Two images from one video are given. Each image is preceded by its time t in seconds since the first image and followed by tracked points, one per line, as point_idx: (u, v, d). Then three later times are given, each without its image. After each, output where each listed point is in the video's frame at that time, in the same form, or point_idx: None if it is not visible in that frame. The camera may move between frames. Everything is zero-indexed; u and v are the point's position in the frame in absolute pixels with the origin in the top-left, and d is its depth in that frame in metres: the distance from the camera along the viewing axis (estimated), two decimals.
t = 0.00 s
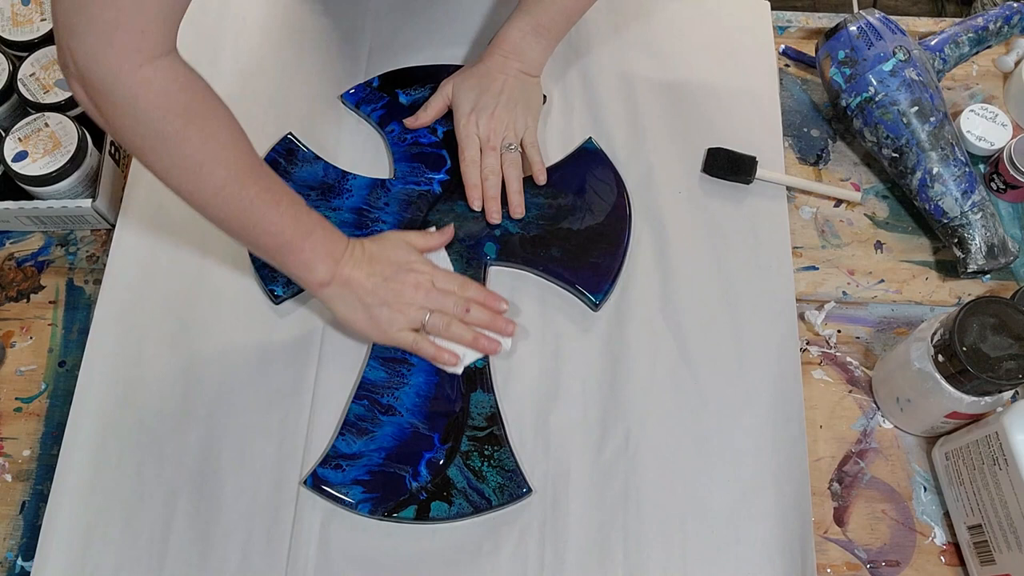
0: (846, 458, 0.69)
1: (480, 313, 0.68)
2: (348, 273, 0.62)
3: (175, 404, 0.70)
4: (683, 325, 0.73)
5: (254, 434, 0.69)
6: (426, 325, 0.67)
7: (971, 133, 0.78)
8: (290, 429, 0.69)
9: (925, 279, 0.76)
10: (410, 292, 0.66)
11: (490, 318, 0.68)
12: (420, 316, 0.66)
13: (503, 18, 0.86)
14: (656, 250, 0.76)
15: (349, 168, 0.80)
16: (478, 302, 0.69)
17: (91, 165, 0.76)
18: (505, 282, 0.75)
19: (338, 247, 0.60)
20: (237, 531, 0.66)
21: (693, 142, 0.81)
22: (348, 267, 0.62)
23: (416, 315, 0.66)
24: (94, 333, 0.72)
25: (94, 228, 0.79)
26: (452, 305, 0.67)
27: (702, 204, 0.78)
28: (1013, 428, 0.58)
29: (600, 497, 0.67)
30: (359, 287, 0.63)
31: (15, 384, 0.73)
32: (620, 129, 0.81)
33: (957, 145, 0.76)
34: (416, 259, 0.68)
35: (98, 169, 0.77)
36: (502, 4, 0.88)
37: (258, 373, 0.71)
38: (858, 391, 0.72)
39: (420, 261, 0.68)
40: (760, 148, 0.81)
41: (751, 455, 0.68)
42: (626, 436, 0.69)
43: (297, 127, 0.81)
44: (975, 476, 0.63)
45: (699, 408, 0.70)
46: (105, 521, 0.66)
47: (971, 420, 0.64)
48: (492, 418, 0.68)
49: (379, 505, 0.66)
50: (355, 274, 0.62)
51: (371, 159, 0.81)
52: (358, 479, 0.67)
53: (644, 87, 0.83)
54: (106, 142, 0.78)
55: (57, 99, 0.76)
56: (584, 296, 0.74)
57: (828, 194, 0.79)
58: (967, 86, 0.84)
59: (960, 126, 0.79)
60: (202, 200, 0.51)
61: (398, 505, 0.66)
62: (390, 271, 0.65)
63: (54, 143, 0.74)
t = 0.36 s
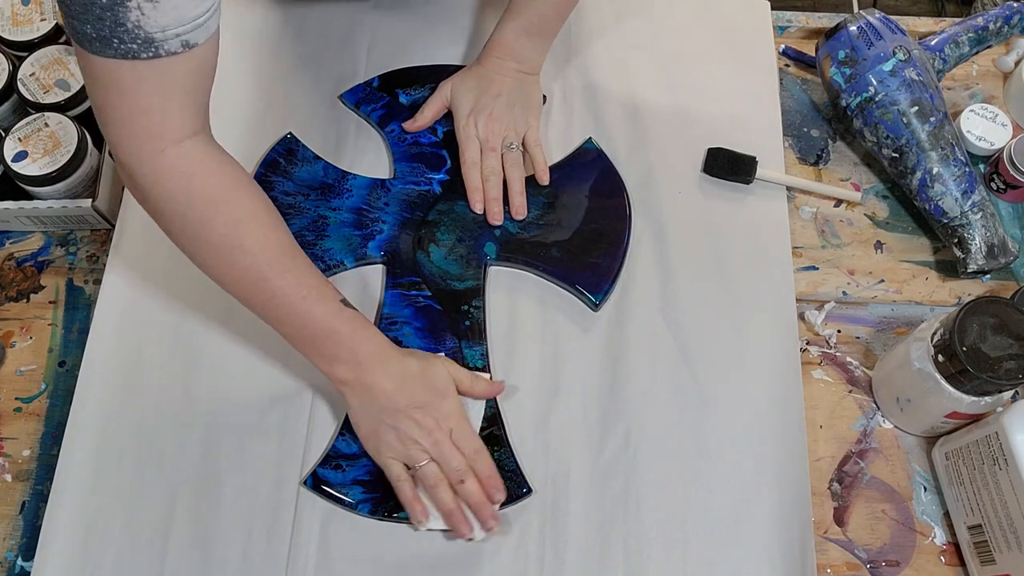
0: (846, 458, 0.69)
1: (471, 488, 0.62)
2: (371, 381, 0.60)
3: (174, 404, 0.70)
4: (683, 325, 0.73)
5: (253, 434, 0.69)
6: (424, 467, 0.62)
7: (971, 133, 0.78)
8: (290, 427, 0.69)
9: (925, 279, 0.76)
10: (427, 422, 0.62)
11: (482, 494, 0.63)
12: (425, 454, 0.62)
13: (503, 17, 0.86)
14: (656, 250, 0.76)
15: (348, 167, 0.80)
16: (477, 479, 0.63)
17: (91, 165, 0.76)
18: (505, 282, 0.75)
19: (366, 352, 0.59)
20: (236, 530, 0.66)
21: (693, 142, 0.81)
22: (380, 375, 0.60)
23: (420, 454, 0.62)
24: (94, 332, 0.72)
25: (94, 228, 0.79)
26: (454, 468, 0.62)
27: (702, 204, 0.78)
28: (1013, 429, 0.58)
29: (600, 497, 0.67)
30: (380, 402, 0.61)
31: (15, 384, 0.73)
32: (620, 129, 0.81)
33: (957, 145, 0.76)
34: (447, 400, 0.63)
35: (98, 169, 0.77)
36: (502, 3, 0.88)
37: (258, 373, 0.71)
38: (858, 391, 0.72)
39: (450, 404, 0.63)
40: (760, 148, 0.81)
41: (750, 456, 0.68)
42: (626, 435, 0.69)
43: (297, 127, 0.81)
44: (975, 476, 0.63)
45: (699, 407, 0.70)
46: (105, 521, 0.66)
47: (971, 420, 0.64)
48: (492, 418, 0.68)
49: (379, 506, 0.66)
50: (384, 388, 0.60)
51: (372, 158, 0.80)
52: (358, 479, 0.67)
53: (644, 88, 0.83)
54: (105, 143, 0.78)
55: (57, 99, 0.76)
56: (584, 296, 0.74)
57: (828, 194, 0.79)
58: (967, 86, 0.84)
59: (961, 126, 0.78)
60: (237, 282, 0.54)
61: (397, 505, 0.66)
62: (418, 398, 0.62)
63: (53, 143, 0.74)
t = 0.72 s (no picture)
0: (846, 458, 0.69)
1: (351, 521, 0.62)
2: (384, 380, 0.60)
3: (174, 404, 0.70)
4: (684, 324, 0.73)
5: (253, 434, 0.69)
6: (339, 473, 0.63)
7: (971, 133, 0.78)
8: (290, 426, 0.69)
9: (925, 279, 0.76)
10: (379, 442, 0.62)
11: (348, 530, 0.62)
12: (348, 463, 0.62)
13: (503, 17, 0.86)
14: (656, 250, 0.76)
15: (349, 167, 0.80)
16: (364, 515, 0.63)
17: (91, 165, 0.76)
18: (504, 282, 0.75)
19: (376, 349, 0.59)
20: (236, 531, 0.66)
21: (693, 142, 0.81)
22: (383, 380, 0.60)
23: (346, 460, 0.62)
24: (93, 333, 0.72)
25: (94, 228, 0.79)
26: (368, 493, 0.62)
27: (702, 204, 0.78)
28: (1013, 429, 0.58)
29: (600, 497, 0.67)
30: (357, 403, 0.61)
31: (15, 384, 0.73)
32: (620, 129, 0.81)
33: (957, 145, 0.75)
34: (408, 442, 0.62)
35: (97, 169, 0.77)
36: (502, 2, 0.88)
37: (258, 373, 0.71)
38: (858, 391, 0.72)
39: (407, 447, 0.62)
40: (761, 148, 0.81)
41: (751, 455, 0.68)
42: (626, 435, 0.69)
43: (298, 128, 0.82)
44: (975, 476, 0.63)
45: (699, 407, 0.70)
46: (105, 521, 0.66)
47: (971, 420, 0.64)
48: (492, 418, 0.68)
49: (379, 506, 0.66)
50: (381, 394, 0.60)
51: (373, 157, 0.80)
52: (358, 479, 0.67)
53: (644, 88, 0.83)
54: (105, 143, 0.78)
55: (57, 99, 0.76)
56: (584, 296, 0.74)
57: (828, 194, 0.79)
58: (967, 85, 0.84)
59: (960, 125, 0.79)
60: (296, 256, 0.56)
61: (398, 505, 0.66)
62: (385, 417, 0.61)
63: (53, 143, 0.74)
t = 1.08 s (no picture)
0: (846, 458, 0.69)
1: (422, 380, 0.66)
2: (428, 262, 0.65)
3: (174, 404, 0.70)
4: (684, 324, 0.73)
5: (253, 434, 0.69)
6: (408, 334, 0.66)
7: (971, 133, 0.78)
8: (290, 425, 0.69)
9: (925, 279, 0.76)
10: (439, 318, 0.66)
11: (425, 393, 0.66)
12: (413, 330, 0.66)
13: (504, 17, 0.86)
14: (656, 250, 0.76)
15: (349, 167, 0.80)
16: (435, 376, 0.67)
17: (91, 165, 0.76)
18: (504, 282, 0.75)
19: (420, 224, 0.64)
20: (236, 530, 0.66)
21: (693, 141, 0.81)
22: (429, 253, 0.64)
23: (411, 327, 0.66)
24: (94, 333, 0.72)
25: (94, 228, 0.79)
26: (427, 305, 0.66)
27: (702, 203, 0.78)
28: (1013, 429, 0.58)
29: (599, 496, 0.67)
30: (414, 276, 0.65)
31: (15, 384, 0.73)
32: (620, 129, 0.81)
33: (957, 145, 0.75)
34: (464, 304, 0.66)
35: (98, 170, 0.77)
36: (503, 2, 0.88)
37: (258, 373, 0.71)
38: (858, 391, 0.72)
39: (465, 310, 0.67)
40: (761, 148, 0.81)
41: (750, 454, 0.68)
42: (626, 434, 0.69)
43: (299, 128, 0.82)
44: (975, 476, 0.63)
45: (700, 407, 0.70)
46: (105, 521, 0.66)
47: (971, 420, 0.64)
48: (492, 417, 0.69)
49: (379, 506, 0.66)
50: (432, 267, 0.65)
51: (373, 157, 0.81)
52: (358, 479, 0.67)
53: (644, 89, 0.83)
54: (106, 144, 0.78)
55: (57, 99, 0.76)
56: (584, 296, 0.74)
57: (828, 194, 0.79)
58: (967, 86, 0.84)
59: (960, 126, 0.78)
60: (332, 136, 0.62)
61: (398, 505, 0.66)
62: (442, 283, 0.65)
63: (53, 143, 0.74)
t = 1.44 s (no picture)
0: (846, 458, 0.69)
1: (392, 235, 0.71)
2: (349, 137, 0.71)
3: (175, 404, 0.70)
4: (684, 324, 0.73)
5: (254, 434, 0.69)
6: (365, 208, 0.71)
7: (971, 133, 0.78)
8: (289, 426, 0.69)
9: (925, 279, 0.76)
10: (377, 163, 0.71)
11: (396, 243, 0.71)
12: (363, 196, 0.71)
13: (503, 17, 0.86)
14: (656, 250, 0.76)
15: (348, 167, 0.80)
16: (400, 228, 0.71)
17: (91, 165, 0.76)
18: (504, 282, 0.75)
19: (335, 99, 0.70)
20: (237, 531, 0.66)
21: (693, 141, 0.81)
22: (352, 121, 0.71)
23: (359, 195, 0.71)
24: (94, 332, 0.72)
25: (94, 228, 0.79)
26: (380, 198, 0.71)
27: (702, 203, 0.78)
28: (1013, 429, 0.58)
29: (599, 496, 0.67)
30: (341, 147, 0.71)
31: (15, 384, 0.73)
32: (620, 129, 0.81)
33: (957, 145, 0.75)
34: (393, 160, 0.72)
35: (98, 170, 0.77)
36: (504, 3, 0.88)
37: (257, 373, 0.71)
38: (858, 391, 0.72)
39: (398, 164, 0.72)
40: (760, 148, 0.81)
41: (749, 454, 0.68)
42: (626, 434, 0.69)
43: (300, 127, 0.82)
44: (975, 476, 0.63)
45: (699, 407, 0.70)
46: (105, 521, 0.66)
47: (971, 420, 0.64)
48: (491, 417, 0.68)
49: (379, 506, 0.66)
50: (355, 135, 0.71)
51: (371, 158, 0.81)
52: (358, 479, 0.67)
53: (644, 89, 0.83)
54: (106, 144, 0.78)
55: (57, 99, 0.76)
56: (584, 295, 0.74)
57: (828, 194, 0.79)
58: (967, 86, 0.84)
59: (961, 126, 0.78)
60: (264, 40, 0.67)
61: (398, 505, 0.66)
62: (371, 145, 0.71)
63: (53, 143, 0.74)
